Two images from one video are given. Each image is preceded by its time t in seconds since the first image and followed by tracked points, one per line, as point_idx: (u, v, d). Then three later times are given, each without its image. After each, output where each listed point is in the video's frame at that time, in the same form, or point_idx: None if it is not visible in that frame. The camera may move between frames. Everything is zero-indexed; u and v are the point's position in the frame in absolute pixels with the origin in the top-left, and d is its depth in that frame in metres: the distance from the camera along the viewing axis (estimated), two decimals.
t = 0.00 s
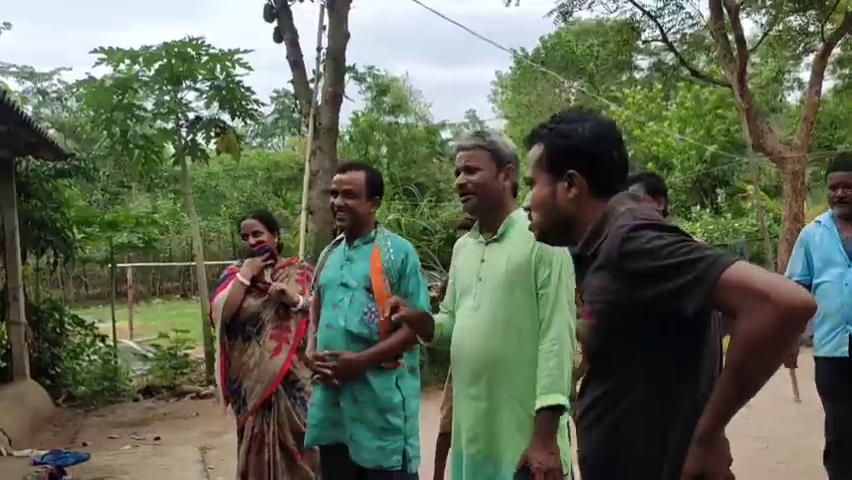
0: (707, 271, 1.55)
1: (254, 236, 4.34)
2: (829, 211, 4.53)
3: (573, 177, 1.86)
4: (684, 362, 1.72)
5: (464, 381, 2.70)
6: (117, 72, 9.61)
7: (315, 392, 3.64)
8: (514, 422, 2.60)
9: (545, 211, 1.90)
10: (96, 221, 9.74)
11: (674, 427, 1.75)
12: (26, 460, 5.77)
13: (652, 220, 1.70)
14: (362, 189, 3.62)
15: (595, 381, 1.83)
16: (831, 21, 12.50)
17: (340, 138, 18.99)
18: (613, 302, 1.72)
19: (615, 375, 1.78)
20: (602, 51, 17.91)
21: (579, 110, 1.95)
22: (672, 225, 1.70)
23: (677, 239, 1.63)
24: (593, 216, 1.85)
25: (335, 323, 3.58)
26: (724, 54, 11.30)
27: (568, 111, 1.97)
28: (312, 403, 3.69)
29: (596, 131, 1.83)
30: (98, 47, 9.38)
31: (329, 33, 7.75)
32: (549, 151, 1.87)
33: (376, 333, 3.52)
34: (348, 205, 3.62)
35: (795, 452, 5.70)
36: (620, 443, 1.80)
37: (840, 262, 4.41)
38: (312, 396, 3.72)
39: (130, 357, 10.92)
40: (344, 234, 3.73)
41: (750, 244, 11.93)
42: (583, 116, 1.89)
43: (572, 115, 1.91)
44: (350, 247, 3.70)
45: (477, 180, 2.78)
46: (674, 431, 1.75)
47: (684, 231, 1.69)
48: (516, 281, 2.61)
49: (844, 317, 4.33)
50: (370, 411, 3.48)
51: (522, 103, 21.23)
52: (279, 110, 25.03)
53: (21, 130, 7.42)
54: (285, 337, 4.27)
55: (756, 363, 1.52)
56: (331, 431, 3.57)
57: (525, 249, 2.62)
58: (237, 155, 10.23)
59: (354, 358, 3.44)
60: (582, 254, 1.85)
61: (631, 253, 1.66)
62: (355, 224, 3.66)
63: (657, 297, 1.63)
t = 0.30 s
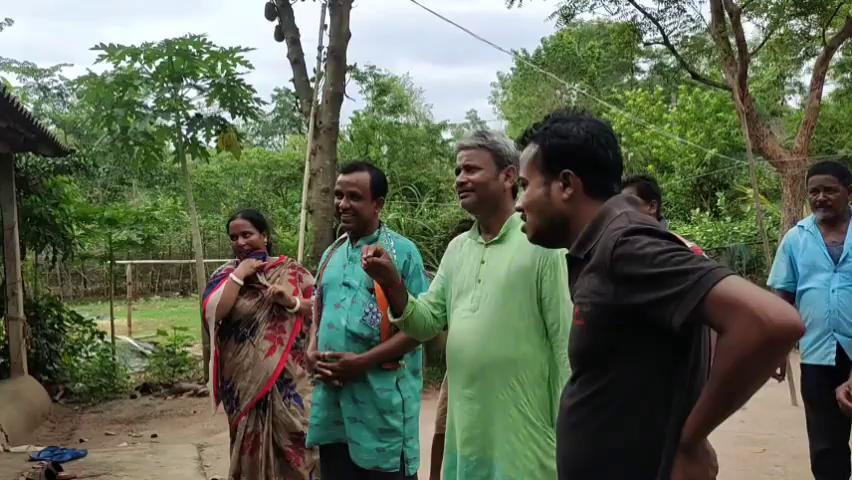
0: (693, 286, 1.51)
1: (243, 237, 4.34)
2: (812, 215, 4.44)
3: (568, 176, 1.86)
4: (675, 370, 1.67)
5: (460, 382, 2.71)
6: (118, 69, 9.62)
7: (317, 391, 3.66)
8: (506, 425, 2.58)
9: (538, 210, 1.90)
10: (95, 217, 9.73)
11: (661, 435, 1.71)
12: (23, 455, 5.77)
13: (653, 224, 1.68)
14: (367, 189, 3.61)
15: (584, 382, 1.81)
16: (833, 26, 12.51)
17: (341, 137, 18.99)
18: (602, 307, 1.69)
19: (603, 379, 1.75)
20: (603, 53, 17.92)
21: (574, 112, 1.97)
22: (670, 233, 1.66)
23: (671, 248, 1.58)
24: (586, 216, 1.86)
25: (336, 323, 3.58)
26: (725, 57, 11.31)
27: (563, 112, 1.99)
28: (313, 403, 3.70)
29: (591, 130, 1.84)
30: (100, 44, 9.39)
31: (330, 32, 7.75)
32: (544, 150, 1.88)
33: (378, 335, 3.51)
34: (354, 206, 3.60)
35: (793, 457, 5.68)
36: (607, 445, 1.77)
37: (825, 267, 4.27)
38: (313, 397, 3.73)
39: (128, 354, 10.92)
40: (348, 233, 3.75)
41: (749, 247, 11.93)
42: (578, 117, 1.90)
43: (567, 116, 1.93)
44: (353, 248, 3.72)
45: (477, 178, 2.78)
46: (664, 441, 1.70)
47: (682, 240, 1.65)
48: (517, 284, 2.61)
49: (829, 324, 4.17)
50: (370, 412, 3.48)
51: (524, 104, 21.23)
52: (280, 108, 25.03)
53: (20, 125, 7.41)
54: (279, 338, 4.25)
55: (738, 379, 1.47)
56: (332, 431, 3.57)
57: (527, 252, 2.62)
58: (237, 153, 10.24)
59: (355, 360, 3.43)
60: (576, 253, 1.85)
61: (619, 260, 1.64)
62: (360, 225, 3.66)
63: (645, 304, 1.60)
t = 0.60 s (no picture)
0: (702, 304, 1.43)
1: (246, 236, 4.32)
2: (817, 216, 4.30)
3: (584, 169, 1.78)
4: (682, 383, 1.61)
5: (465, 383, 2.70)
6: (123, 69, 9.63)
7: (322, 392, 3.65)
8: (512, 426, 2.58)
9: (553, 204, 1.82)
10: (101, 217, 9.75)
11: (659, 450, 1.65)
12: (28, 454, 5.78)
13: (677, 229, 1.61)
14: (372, 190, 3.61)
15: (589, 385, 1.76)
16: (840, 26, 12.45)
17: (346, 137, 19.01)
18: (613, 310, 1.64)
19: (607, 385, 1.71)
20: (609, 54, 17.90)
21: (588, 98, 1.88)
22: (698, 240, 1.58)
23: (694, 259, 1.50)
24: (604, 212, 1.78)
25: (342, 324, 3.57)
26: (731, 57, 11.27)
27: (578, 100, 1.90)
28: (318, 404, 3.69)
29: (610, 120, 1.75)
30: (105, 44, 9.40)
31: (335, 32, 7.76)
32: (561, 140, 1.80)
33: (384, 335, 3.51)
34: (359, 208, 3.60)
35: (798, 459, 5.65)
36: (606, 451, 1.74)
37: (832, 271, 4.14)
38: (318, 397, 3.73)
39: (133, 354, 10.94)
40: (354, 233, 3.73)
41: (756, 248, 11.88)
42: (595, 105, 1.81)
43: (584, 104, 1.84)
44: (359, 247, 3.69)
45: (484, 179, 2.77)
46: (664, 458, 1.64)
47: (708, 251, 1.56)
48: (526, 284, 2.60)
49: (838, 331, 4.05)
50: (376, 412, 3.48)
51: (529, 105, 21.21)
52: (286, 109, 25.06)
53: (26, 125, 7.43)
54: (282, 338, 4.26)
55: (735, 409, 1.42)
56: (339, 431, 3.57)
57: (537, 251, 2.62)
58: (242, 153, 10.26)
59: (361, 360, 3.43)
60: (595, 252, 1.78)
61: (645, 260, 1.58)
62: (364, 226, 3.66)
63: (654, 314, 1.54)
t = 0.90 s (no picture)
0: (711, 313, 1.41)
1: (248, 238, 4.32)
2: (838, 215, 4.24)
3: (589, 166, 1.76)
4: (687, 392, 1.58)
5: (466, 386, 2.68)
6: (126, 70, 9.64)
7: (322, 393, 3.64)
8: (514, 430, 2.56)
9: (556, 202, 1.80)
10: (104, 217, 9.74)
11: (663, 458, 1.63)
12: (30, 454, 5.78)
13: (683, 232, 1.58)
14: (372, 190, 3.61)
15: (591, 390, 1.73)
16: (844, 26, 12.42)
17: (348, 137, 19.01)
18: (617, 314, 1.61)
19: (612, 392, 1.68)
20: (611, 54, 17.87)
21: (594, 92, 1.85)
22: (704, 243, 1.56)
23: (703, 264, 1.48)
24: (609, 211, 1.76)
25: (343, 324, 3.56)
26: (734, 57, 11.23)
27: (584, 93, 1.86)
28: (319, 404, 3.69)
29: (617, 116, 1.72)
30: (108, 44, 9.41)
31: (337, 33, 7.76)
32: (566, 135, 1.77)
33: (384, 335, 3.50)
34: (359, 208, 3.60)
35: (800, 460, 5.64)
36: (609, 456, 1.72)
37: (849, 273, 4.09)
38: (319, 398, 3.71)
39: (135, 354, 10.94)
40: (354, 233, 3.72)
41: (759, 249, 11.84)
42: (601, 99, 1.79)
43: (590, 97, 1.81)
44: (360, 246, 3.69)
45: (487, 179, 2.76)
46: (667, 465, 1.61)
47: (714, 257, 1.54)
48: (529, 287, 2.58)
49: None
50: (377, 413, 3.47)
51: (531, 105, 21.18)
52: (288, 109, 25.05)
53: (28, 125, 7.44)
54: (283, 338, 4.25)
55: (743, 421, 1.40)
56: (340, 431, 3.56)
57: (539, 252, 2.60)
58: (244, 153, 10.28)
59: (363, 361, 3.42)
60: (600, 251, 1.77)
61: (651, 264, 1.55)
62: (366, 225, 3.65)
63: (660, 322, 1.51)
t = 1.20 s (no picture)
0: (705, 314, 1.41)
1: (246, 237, 4.32)
2: None
3: (587, 163, 1.74)
4: (682, 394, 1.58)
5: (463, 386, 2.68)
6: (125, 68, 9.63)
7: (320, 392, 3.63)
8: (511, 429, 2.56)
9: (551, 198, 1.78)
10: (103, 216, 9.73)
11: (659, 459, 1.63)
12: (28, 453, 5.77)
13: (678, 231, 1.58)
14: (368, 188, 3.60)
15: (587, 391, 1.74)
16: (844, 24, 12.40)
17: (348, 136, 18.98)
18: (611, 317, 1.62)
19: (607, 394, 1.68)
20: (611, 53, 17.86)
21: (592, 89, 1.83)
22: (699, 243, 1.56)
23: (697, 265, 1.48)
24: (605, 208, 1.75)
25: (340, 323, 3.55)
26: (734, 55, 11.20)
27: (581, 87, 1.85)
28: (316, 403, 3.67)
29: (616, 112, 1.71)
30: (107, 43, 9.40)
31: (336, 31, 7.75)
32: (563, 130, 1.75)
33: (382, 333, 3.50)
34: (355, 206, 3.60)
35: (799, 459, 5.63)
36: (604, 458, 1.72)
37: None
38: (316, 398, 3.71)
39: (135, 353, 10.93)
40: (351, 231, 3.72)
41: (758, 247, 11.82)
42: (600, 95, 1.77)
43: (588, 93, 1.79)
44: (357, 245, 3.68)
45: (484, 177, 2.76)
46: (664, 466, 1.62)
47: (711, 256, 1.54)
48: (525, 286, 2.57)
49: None
50: (374, 412, 3.46)
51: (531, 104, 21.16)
52: (288, 108, 25.02)
53: (27, 124, 7.42)
54: (282, 336, 4.24)
55: (737, 424, 1.40)
56: (337, 431, 3.55)
57: (536, 251, 2.59)
58: (243, 151, 10.27)
59: (360, 360, 3.42)
60: (593, 249, 1.76)
61: (645, 264, 1.55)
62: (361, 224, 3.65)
63: (653, 322, 1.51)
